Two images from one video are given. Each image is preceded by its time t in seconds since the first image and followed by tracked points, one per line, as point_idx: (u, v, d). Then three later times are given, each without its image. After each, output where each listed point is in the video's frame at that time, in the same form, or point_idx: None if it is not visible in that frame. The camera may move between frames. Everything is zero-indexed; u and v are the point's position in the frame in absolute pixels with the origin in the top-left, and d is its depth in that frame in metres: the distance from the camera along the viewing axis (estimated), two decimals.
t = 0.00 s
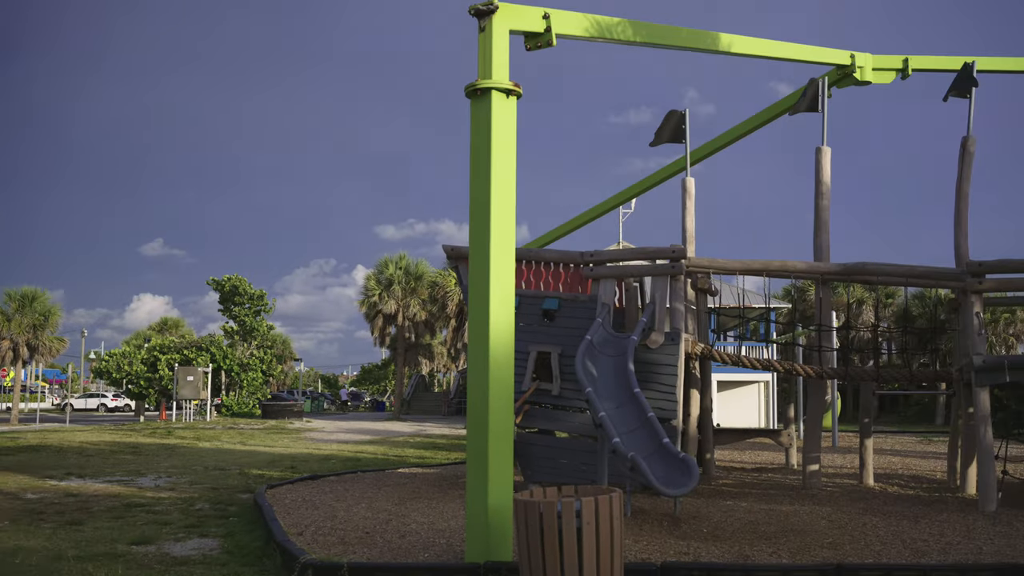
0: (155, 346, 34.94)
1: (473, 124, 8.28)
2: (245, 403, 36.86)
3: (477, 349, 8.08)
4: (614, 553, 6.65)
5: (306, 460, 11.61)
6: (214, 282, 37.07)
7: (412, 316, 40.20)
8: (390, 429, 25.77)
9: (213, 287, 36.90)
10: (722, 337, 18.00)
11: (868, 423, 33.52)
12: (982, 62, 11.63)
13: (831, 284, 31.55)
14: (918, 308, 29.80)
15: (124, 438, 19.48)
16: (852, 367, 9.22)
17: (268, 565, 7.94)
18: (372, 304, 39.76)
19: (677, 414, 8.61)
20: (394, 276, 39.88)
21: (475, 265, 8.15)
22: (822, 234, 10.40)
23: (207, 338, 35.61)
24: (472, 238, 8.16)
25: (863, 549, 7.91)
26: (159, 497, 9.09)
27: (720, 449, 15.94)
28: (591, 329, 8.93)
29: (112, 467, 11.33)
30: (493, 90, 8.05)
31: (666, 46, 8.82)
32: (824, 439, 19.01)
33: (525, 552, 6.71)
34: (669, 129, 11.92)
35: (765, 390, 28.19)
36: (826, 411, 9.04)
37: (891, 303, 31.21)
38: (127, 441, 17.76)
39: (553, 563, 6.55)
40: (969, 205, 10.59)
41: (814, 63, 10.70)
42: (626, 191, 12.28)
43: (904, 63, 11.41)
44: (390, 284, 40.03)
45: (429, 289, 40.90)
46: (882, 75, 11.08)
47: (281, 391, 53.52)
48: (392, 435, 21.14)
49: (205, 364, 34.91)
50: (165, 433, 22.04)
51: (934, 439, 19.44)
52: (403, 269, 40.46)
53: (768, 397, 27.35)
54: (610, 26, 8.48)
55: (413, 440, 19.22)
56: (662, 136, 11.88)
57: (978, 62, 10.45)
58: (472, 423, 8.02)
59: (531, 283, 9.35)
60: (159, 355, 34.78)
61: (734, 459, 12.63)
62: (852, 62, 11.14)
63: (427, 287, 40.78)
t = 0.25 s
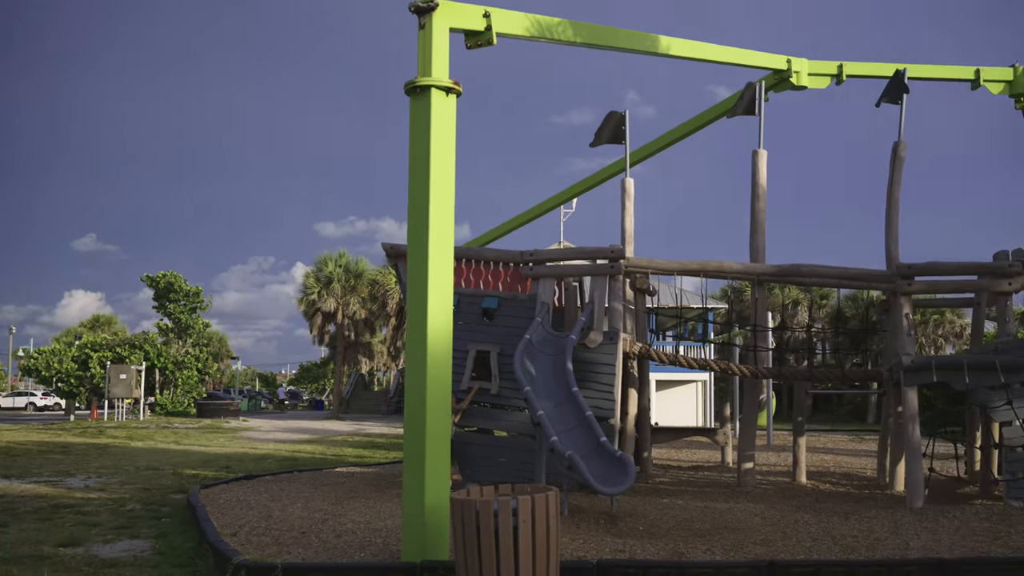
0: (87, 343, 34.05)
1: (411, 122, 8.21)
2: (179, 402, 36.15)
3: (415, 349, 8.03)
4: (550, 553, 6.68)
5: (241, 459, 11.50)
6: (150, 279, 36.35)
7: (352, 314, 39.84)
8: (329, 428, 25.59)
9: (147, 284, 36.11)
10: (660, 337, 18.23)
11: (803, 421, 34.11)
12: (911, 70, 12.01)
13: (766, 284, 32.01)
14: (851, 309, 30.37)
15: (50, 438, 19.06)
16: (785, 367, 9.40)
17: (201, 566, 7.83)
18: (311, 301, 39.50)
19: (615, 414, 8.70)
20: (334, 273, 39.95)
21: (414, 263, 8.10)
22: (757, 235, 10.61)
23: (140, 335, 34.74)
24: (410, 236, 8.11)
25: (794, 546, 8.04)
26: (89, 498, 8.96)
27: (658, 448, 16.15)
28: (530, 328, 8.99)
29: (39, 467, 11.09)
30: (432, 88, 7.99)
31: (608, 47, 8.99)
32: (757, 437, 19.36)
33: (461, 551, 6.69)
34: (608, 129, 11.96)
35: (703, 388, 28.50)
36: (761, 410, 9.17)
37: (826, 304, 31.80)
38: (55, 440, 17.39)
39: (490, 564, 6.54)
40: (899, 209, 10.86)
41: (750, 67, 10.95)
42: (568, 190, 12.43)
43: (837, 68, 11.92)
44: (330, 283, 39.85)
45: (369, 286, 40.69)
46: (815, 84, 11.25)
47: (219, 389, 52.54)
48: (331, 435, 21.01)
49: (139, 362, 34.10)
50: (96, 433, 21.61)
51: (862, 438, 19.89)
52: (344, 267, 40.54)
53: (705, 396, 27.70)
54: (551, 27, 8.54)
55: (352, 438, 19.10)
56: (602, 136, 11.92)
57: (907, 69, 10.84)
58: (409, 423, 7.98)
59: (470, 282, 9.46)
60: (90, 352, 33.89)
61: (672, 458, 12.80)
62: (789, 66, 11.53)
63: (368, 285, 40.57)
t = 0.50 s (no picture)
0: (28, 337, 33.24)
1: (359, 115, 8.13)
2: (122, 396, 35.27)
3: (363, 344, 7.97)
4: (497, 547, 6.62)
5: (187, 455, 11.37)
6: (94, 273, 35.58)
7: (302, 308, 39.32)
8: (277, 423, 25.33)
9: (91, 276, 35.35)
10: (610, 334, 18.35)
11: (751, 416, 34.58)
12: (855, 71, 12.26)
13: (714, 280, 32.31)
14: (797, 305, 30.73)
15: None
16: (732, 362, 9.52)
17: (143, 563, 7.72)
18: (262, 295, 39.14)
19: (564, 408, 8.78)
20: (284, 267, 39.37)
21: (362, 256, 8.03)
22: (705, 231, 10.76)
23: (83, 329, 34.01)
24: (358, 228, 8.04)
25: (739, 539, 8.15)
26: (29, 494, 8.79)
27: (609, 444, 16.25)
28: (479, 323, 9.02)
29: None
30: (381, 81, 7.94)
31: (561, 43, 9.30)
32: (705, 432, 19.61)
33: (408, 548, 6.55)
34: (558, 125, 11.98)
35: (652, 384, 28.71)
36: (708, 405, 9.31)
37: (773, 300, 32.22)
38: None
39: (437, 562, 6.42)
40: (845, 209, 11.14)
41: (697, 64, 11.17)
42: (520, 185, 12.55)
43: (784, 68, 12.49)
44: (279, 276, 39.39)
45: (318, 280, 40.34)
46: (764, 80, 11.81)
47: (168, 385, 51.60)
48: (281, 430, 20.84)
49: (83, 356, 33.39)
50: (38, 429, 21.17)
51: (806, 432, 20.24)
52: (293, 260, 39.84)
53: (655, 391, 27.94)
54: (501, 21, 8.62)
55: (300, 434, 18.93)
56: (552, 132, 12.00)
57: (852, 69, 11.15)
58: (357, 417, 7.90)
59: (419, 276, 9.54)
60: (31, 346, 33.06)
61: (621, 454, 12.90)
62: (738, 64, 11.84)
63: (316, 278, 40.13)
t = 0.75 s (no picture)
0: None
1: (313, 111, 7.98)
2: (72, 394, 34.71)
3: (315, 341, 7.83)
4: (451, 548, 6.53)
5: (138, 455, 11.23)
6: (43, 270, 34.90)
7: (257, 306, 39.25)
8: (228, 421, 25.08)
9: (40, 273, 34.72)
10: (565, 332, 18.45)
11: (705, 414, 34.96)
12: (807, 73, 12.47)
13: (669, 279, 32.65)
14: (750, 305, 31.26)
15: None
16: (687, 361, 9.61)
17: (90, 564, 7.57)
18: (214, 292, 38.96)
19: (519, 406, 8.81)
20: (238, 264, 39.19)
21: (315, 252, 7.90)
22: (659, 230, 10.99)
23: (31, 326, 33.41)
24: (311, 224, 7.91)
25: (691, 535, 8.20)
26: None
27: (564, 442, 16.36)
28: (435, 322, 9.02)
29: None
30: (335, 78, 7.81)
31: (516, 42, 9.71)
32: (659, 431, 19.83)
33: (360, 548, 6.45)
34: (515, 124, 11.99)
35: (608, 382, 28.94)
36: (662, 402, 9.42)
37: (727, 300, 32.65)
38: None
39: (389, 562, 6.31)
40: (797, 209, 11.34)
41: (651, 64, 11.42)
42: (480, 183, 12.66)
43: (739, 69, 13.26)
44: (233, 274, 39.15)
45: (273, 278, 40.30)
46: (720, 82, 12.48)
47: (118, 382, 50.73)
48: (235, 428, 20.71)
49: (31, 353, 32.77)
50: None
51: (757, 430, 20.52)
52: (247, 257, 39.93)
53: (611, 390, 28.17)
54: (458, 18, 8.84)
55: (253, 433, 18.75)
56: (509, 131, 12.01)
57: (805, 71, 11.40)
58: (309, 416, 7.76)
59: (375, 274, 9.65)
60: None
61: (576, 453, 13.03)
62: (693, 66, 12.38)
63: (272, 276, 40.09)
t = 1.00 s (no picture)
0: None
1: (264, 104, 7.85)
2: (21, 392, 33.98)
3: (266, 335, 7.69)
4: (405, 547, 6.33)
5: (88, 453, 11.08)
6: None
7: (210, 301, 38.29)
8: (164, 417, 25.12)
9: None
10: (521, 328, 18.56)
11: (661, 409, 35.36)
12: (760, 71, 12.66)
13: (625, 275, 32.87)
14: (707, 301, 31.64)
15: None
16: (641, 357, 9.73)
17: (36, 566, 7.42)
18: (168, 288, 38.12)
19: (473, 403, 8.88)
20: (191, 259, 38.49)
21: (267, 246, 7.78)
22: (613, 226, 11.28)
23: None
24: (263, 216, 7.79)
25: (644, 530, 8.24)
26: None
27: (520, 438, 16.48)
28: (390, 318, 9.14)
29: None
30: (287, 71, 7.68)
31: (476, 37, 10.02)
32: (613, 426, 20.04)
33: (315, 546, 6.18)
34: (472, 121, 12.01)
35: (565, 378, 29.13)
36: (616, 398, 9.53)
37: (683, 296, 33.02)
38: None
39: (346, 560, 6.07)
40: (750, 207, 11.55)
41: (606, 61, 11.59)
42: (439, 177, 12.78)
43: (694, 68, 13.81)
44: (186, 268, 38.34)
45: (226, 273, 40.17)
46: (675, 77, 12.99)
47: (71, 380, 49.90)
48: (187, 425, 20.57)
49: None
50: None
51: (711, 425, 20.82)
52: (200, 253, 39.21)
53: (568, 385, 28.33)
54: (412, 13, 8.72)
55: (206, 431, 18.53)
56: (465, 128, 12.03)
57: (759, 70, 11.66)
58: (260, 412, 7.64)
59: (330, 269, 9.81)
60: None
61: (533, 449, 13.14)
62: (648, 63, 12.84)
63: (226, 271, 39.81)
